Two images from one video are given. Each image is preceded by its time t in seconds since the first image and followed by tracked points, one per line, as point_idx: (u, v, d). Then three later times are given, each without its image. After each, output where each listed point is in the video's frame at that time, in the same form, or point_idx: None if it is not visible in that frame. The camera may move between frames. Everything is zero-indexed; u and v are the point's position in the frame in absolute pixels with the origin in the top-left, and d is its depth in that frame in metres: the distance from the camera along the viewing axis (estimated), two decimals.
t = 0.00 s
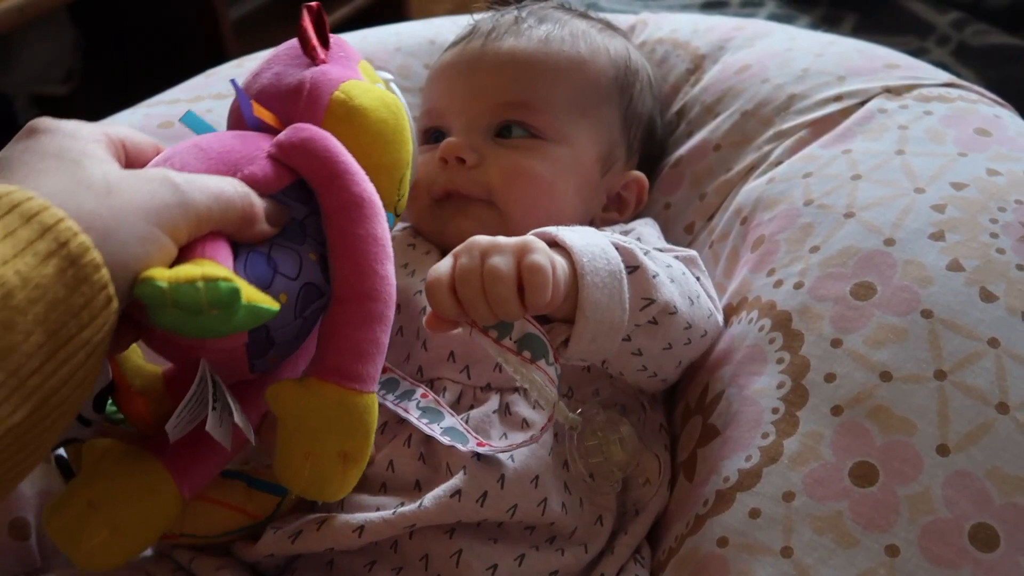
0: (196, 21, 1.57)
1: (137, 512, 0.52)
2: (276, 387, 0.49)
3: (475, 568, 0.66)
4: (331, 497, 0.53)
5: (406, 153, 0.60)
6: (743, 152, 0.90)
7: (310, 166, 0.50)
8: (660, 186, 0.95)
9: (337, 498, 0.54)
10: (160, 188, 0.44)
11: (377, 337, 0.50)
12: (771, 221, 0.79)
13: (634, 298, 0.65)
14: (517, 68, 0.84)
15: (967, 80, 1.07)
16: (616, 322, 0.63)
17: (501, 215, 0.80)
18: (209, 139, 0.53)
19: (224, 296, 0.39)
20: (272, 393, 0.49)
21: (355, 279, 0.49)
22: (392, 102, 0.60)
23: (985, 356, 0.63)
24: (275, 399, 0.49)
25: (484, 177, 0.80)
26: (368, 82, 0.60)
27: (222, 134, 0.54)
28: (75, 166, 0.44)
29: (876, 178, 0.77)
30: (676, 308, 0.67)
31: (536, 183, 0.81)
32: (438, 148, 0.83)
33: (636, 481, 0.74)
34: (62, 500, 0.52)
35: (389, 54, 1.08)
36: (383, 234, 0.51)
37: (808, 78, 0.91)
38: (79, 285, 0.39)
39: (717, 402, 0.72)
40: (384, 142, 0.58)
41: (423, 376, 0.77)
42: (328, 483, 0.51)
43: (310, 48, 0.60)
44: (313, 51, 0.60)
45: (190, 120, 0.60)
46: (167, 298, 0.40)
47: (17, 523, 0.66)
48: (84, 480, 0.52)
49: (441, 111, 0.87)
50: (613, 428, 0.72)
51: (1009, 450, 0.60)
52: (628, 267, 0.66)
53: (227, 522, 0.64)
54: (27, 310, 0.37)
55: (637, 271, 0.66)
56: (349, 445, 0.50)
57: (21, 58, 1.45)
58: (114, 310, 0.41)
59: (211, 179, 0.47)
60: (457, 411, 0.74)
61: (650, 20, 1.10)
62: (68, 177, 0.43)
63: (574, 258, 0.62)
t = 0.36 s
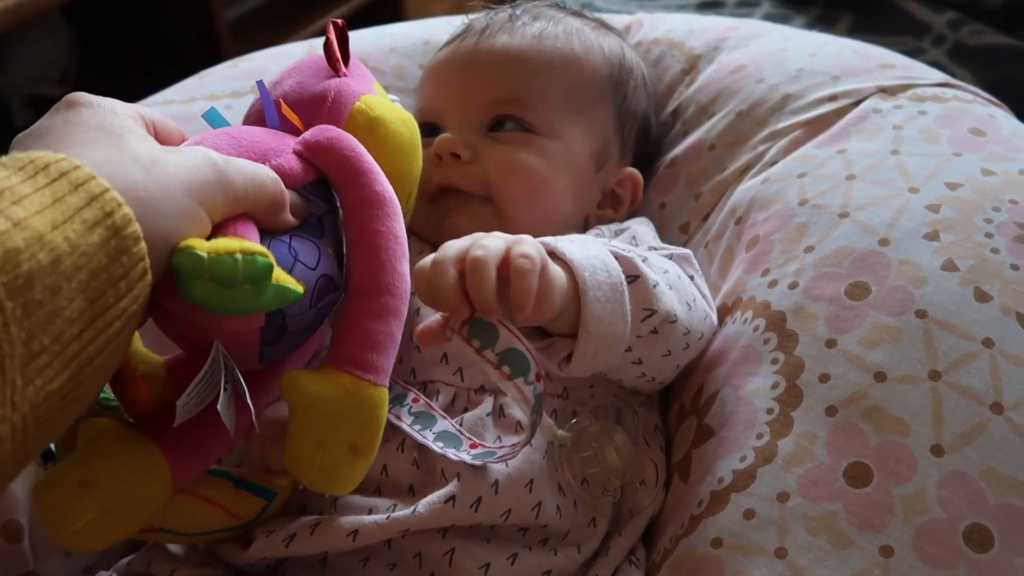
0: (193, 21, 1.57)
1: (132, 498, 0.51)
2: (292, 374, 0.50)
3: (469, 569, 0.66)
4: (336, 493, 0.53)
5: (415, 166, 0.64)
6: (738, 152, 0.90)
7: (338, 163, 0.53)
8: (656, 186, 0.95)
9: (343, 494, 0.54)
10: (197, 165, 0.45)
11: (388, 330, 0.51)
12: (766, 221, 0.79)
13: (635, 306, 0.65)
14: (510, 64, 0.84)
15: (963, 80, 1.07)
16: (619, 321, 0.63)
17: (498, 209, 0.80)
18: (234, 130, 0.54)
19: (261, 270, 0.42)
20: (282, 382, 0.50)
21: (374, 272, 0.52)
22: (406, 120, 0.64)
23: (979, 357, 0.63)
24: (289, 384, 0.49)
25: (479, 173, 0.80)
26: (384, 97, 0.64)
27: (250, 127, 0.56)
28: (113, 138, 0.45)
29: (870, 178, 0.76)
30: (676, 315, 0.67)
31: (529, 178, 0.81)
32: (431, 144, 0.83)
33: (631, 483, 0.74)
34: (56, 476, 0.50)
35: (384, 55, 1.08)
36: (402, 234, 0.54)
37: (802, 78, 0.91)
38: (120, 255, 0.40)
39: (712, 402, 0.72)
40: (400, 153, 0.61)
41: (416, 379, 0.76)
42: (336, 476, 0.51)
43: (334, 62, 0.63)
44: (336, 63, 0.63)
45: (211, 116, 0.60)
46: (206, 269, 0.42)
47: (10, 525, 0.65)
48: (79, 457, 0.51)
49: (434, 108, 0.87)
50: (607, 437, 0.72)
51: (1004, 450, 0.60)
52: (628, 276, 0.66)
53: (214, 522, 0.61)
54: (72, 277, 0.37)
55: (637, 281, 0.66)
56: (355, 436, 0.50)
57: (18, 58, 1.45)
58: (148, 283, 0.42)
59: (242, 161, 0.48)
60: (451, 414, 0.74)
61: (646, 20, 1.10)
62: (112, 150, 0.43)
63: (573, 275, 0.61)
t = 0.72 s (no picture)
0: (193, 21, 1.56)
1: (112, 500, 0.52)
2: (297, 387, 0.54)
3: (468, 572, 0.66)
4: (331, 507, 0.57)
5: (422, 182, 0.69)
6: (738, 152, 0.90)
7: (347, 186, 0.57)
8: (655, 186, 0.95)
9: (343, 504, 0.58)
10: (211, 182, 0.49)
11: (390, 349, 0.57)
12: (766, 220, 0.79)
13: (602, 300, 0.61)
14: (512, 63, 0.84)
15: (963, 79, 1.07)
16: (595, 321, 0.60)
17: (499, 208, 0.80)
18: (247, 146, 0.59)
19: (272, 287, 0.46)
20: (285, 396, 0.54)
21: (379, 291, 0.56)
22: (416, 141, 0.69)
23: (979, 355, 0.63)
24: (294, 395, 0.54)
25: (480, 170, 0.80)
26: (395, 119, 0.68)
27: (262, 143, 0.61)
28: (131, 153, 0.48)
29: (870, 177, 0.76)
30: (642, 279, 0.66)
31: (529, 175, 0.80)
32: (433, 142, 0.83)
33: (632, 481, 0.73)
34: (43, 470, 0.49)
35: (384, 54, 1.08)
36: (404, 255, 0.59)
37: (801, 78, 0.91)
38: (135, 270, 0.43)
39: (712, 400, 0.72)
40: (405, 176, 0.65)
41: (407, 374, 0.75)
42: (333, 490, 0.55)
43: (349, 83, 0.68)
44: (352, 84, 0.68)
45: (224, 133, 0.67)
46: (218, 282, 0.46)
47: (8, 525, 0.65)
48: (76, 453, 0.50)
49: (434, 106, 0.87)
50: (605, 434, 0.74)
51: (1005, 449, 0.60)
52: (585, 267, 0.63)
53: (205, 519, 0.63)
54: (89, 289, 0.41)
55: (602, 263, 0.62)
56: (355, 452, 0.55)
57: (16, 58, 1.44)
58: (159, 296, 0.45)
59: (254, 177, 0.52)
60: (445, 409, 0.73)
61: (645, 20, 1.10)
62: (136, 163, 0.47)
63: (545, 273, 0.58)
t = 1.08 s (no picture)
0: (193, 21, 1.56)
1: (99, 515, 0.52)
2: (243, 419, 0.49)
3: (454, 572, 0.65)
4: (311, 516, 0.55)
5: (383, 155, 0.54)
6: (738, 152, 0.90)
7: (265, 187, 0.47)
8: (656, 187, 0.95)
9: (316, 516, 0.56)
10: (88, 236, 0.42)
11: (346, 369, 0.49)
12: (767, 219, 0.79)
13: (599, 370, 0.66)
14: (538, 74, 0.84)
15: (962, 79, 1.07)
16: (585, 382, 0.65)
17: (508, 216, 0.81)
18: (162, 160, 0.51)
19: (165, 346, 0.38)
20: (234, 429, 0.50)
21: (321, 307, 0.48)
22: (363, 100, 0.52)
23: (979, 353, 0.63)
24: (244, 428, 0.50)
25: (494, 180, 0.80)
26: (346, 79, 0.53)
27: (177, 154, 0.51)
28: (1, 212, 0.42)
29: (871, 177, 0.77)
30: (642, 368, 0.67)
31: (542, 192, 0.81)
32: (448, 143, 0.83)
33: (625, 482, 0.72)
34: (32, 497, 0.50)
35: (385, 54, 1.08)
36: (344, 251, 0.49)
37: (802, 78, 0.91)
38: None
39: (711, 398, 0.72)
40: (357, 148, 0.52)
41: (396, 368, 0.74)
42: (306, 505, 0.53)
43: (277, 48, 0.52)
44: (282, 46, 0.52)
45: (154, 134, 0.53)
46: (105, 348, 0.38)
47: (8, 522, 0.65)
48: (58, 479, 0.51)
49: (452, 104, 0.87)
50: (600, 446, 0.72)
51: (1005, 447, 0.60)
52: (599, 335, 0.65)
53: (195, 521, 0.64)
54: None
55: (609, 342, 0.65)
56: (320, 475, 0.51)
57: (17, 59, 1.44)
58: (36, 365, 0.40)
59: (147, 220, 0.44)
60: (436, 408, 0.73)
61: (646, 20, 1.11)
62: None
63: (538, 318, 0.63)
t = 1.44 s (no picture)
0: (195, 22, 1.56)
1: (106, 526, 0.53)
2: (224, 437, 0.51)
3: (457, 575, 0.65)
4: (316, 523, 0.56)
5: (342, 151, 0.56)
6: (739, 154, 0.90)
7: (223, 205, 0.50)
8: (655, 189, 0.95)
9: (321, 523, 0.57)
10: (54, 280, 0.45)
11: (325, 371, 0.51)
12: (767, 221, 0.79)
13: (617, 387, 0.65)
14: (541, 75, 0.84)
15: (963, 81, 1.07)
16: (603, 397, 0.64)
17: (509, 219, 0.81)
18: (122, 187, 0.54)
19: (138, 378, 0.43)
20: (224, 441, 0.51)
21: (289, 315, 0.50)
22: (313, 95, 0.54)
23: (980, 355, 0.63)
24: (233, 444, 0.51)
25: (496, 182, 0.80)
26: (294, 73, 0.54)
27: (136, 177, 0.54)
28: None
29: (871, 178, 0.77)
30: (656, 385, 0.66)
31: (544, 195, 0.81)
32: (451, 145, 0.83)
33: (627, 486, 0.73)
34: (37, 508, 0.51)
35: (386, 54, 1.08)
36: (307, 258, 0.51)
37: (803, 80, 0.91)
38: None
39: (712, 399, 0.72)
40: (313, 143, 0.54)
41: (401, 373, 0.75)
42: (308, 512, 0.54)
43: (221, 52, 0.53)
44: (224, 50, 0.53)
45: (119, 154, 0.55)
46: (81, 390, 0.42)
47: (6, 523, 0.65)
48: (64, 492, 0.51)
49: (457, 105, 0.87)
50: (607, 451, 0.72)
51: (1006, 449, 0.60)
52: (618, 350, 0.65)
53: (191, 533, 0.65)
54: None
55: (626, 359, 0.65)
56: (313, 483, 0.52)
57: (18, 59, 1.44)
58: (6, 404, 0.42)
59: (106, 260, 0.48)
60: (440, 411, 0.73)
61: (647, 21, 1.11)
62: None
63: (560, 334, 0.63)
